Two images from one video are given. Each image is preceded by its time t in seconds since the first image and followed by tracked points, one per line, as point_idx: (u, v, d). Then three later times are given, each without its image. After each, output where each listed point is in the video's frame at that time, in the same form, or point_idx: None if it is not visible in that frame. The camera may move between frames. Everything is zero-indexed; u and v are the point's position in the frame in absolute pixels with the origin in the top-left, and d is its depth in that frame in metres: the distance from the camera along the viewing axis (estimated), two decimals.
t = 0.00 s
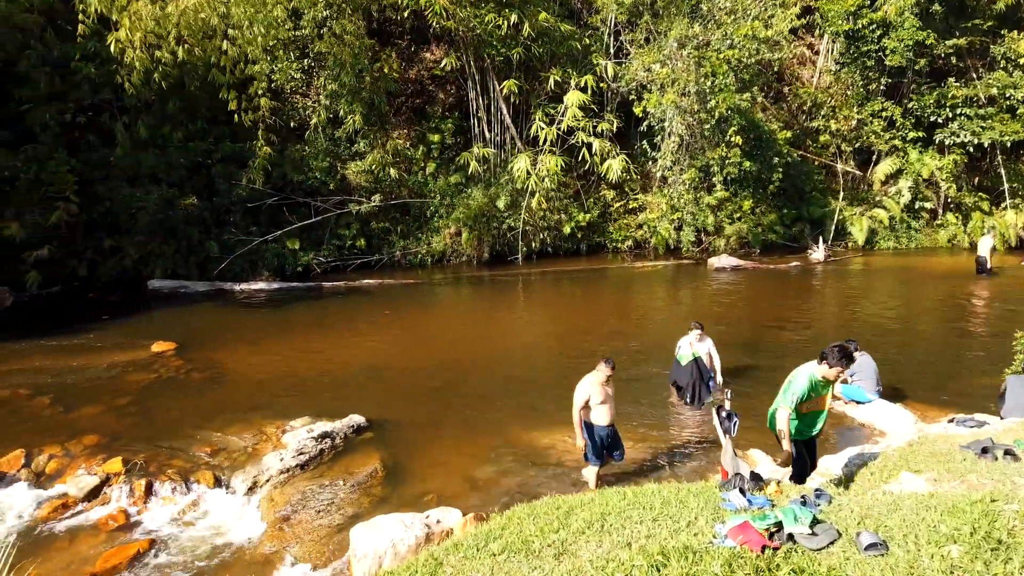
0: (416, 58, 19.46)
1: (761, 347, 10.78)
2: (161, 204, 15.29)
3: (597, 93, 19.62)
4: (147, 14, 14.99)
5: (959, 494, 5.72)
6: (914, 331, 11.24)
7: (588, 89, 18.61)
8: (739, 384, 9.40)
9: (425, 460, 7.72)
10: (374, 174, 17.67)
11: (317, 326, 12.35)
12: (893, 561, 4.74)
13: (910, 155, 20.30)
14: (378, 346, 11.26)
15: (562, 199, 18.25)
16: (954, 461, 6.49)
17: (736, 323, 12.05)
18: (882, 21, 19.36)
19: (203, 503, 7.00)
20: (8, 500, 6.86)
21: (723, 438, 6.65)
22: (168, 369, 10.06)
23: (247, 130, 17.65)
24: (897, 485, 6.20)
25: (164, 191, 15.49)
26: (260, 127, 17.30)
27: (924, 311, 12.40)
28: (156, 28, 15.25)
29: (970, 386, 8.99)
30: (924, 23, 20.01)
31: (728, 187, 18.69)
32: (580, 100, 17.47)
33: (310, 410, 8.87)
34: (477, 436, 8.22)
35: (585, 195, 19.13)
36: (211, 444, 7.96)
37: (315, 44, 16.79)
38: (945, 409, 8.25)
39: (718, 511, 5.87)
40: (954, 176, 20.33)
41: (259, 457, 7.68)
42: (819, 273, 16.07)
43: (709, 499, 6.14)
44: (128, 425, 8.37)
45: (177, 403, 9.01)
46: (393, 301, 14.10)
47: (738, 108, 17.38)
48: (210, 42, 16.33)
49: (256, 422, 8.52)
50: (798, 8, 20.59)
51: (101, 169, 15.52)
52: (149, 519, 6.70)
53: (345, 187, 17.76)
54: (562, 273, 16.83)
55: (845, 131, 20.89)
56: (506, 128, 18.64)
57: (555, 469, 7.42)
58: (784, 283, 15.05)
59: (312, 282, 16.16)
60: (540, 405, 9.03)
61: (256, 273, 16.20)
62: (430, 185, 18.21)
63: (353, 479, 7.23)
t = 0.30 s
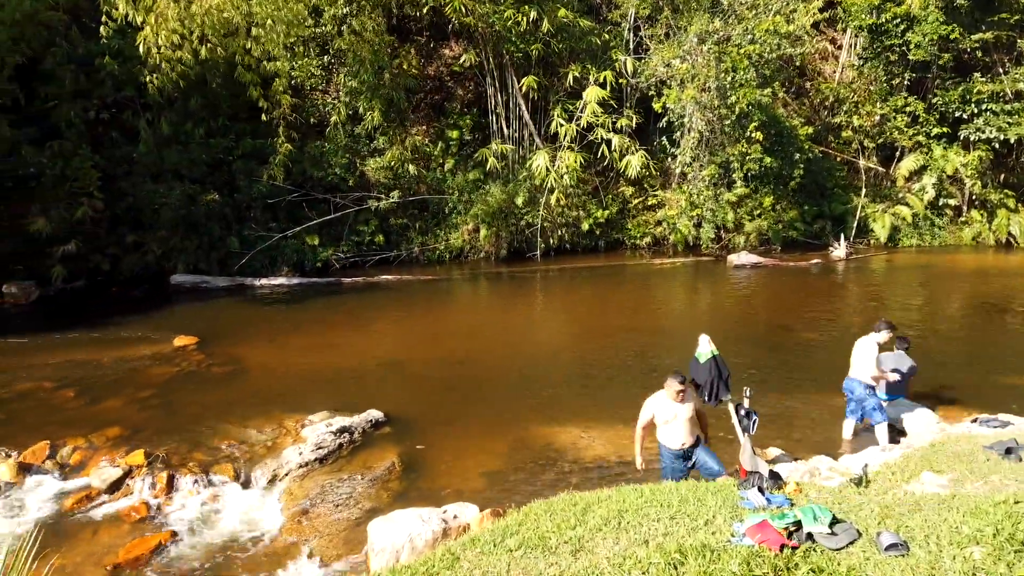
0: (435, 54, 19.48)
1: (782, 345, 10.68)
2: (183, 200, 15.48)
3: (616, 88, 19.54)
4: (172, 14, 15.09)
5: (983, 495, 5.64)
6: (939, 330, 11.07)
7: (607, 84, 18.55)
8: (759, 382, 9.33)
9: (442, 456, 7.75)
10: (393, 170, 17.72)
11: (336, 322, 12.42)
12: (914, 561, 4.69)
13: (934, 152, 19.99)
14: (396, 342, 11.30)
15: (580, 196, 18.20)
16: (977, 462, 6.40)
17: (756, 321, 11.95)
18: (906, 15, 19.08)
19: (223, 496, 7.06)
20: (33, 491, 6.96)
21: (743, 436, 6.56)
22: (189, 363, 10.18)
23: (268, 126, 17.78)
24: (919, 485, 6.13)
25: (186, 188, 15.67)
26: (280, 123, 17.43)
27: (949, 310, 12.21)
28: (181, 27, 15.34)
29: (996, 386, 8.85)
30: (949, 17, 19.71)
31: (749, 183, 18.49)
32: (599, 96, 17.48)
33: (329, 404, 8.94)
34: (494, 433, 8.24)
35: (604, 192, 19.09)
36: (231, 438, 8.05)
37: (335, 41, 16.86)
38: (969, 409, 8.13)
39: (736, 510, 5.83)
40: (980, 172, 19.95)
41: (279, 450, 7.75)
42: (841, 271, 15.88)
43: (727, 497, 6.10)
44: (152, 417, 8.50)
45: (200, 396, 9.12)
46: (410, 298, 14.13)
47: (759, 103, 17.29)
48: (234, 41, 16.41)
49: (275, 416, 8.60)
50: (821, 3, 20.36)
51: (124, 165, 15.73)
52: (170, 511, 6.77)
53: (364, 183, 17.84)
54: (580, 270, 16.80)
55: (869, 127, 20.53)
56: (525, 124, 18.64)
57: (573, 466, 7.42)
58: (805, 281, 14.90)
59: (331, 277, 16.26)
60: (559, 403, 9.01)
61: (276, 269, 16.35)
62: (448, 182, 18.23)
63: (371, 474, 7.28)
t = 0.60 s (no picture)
0: (455, 50, 19.47)
1: (803, 343, 10.59)
2: (204, 196, 15.64)
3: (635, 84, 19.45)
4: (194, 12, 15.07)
5: (1006, 496, 5.57)
6: (963, 329, 10.89)
7: (627, 80, 18.47)
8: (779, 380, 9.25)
9: (459, 451, 7.78)
10: (411, 166, 17.76)
11: (354, 317, 12.48)
12: (936, 562, 4.64)
13: (959, 148, 19.67)
14: (413, 338, 11.34)
15: (598, 192, 18.16)
16: (1000, 463, 6.31)
17: (777, 319, 11.85)
18: (932, 9, 18.77)
19: (242, 488, 7.13)
20: (58, 482, 7.08)
21: (761, 435, 6.52)
22: (210, 357, 10.28)
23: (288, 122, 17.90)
24: (940, 485, 6.05)
25: (207, 183, 15.83)
26: (299, 119, 17.53)
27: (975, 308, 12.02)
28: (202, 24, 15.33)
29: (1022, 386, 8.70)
30: (976, 11, 19.37)
31: (770, 179, 18.29)
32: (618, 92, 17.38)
33: (347, 399, 8.98)
34: (511, 429, 8.24)
35: (622, 188, 19.05)
36: (251, 432, 8.12)
37: (354, 37, 16.90)
38: (994, 410, 8.01)
39: (754, 508, 5.79)
40: (1007, 169, 19.59)
41: (298, 444, 7.82)
42: (863, 268, 15.71)
43: (745, 496, 6.06)
44: (175, 409, 8.62)
45: (221, 389, 9.23)
46: (428, 294, 14.16)
47: (781, 99, 17.15)
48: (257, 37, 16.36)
49: (294, 410, 8.66)
50: None
51: (146, 161, 15.92)
52: (191, 503, 6.85)
53: (383, 179, 17.89)
54: (598, 266, 16.77)
55: (892, 122, 20.13)
56: (543, 120, 18.65)
57: (591, 463, 7.41)
58: (826, 278, 14.74)
59: (351, 273, 16.36)
60: (578, 399, 9.00)
61: (296, 264, 16.48)
62: (467, 178, 18.24)
63: (389, 468, 7.32)
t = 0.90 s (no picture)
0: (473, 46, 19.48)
1: (824, 341, 10.50)
2: (225, 191, 15.79)
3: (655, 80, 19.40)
4: (214, 7, 15.32)
5: None
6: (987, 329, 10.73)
7: (646, 76, 18.41)
8: (799, 379, 9.18)
9: (476, 447, 7.80)
10: (429, 162, 17.81)
11: (370, 313, 12.53)
12: (957, 564, 4.58)
13: (985, 144, 19.35)
14: (431, 334, 11.37)
15: (617, 188, 18.12)
16: None
17: (797, 317, 11.75)
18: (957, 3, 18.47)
19: (261, 481, 7.20)
20: (81, 472, 7.18)
21: (779, 434, 6.41)
22: (230, 351, 10.39)
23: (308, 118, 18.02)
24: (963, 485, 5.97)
25: (227, 179, 15.97)
26: (319, 115, 17.66)
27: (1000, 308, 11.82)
28: (222, 21, 15.57)
29: None
30: (1003, 5, 19.06)
31: (790, 176, 18.11)
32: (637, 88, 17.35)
33: (366, 394, 9.04)
34: (528, 425, 8.24)
35: (641, 184, 19.01)
36: (269, 426, 8.19)
37: (374, 33, 16.96)
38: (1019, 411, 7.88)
39: (773, 507, 5.74)
40: None
41: (316, 439, 7.87)
42: (884, 266, 15.54)
43: (763, 494, 6.02)
44: (198, 402, 8.73)
45: (241, 383, 9.31)
46: (445, 290, 14.18)
47: (802, 95, 16.77)
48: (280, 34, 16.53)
49: (312, 405, 8.73)
50: None
51: (168, 157, 16.11)
52: (211, 496, 6.92)
53: (401, 175, 17.93)
54: (616, 263, 16.72)
55: (915, 119, 19.74)
56: (562, 116, 18.68)
57: (609, 460, 7.40)
58: (846, 276, 14.59)
59: (369, 268, 16.43)
60: (597, 396, 9.00)
61: (314, 259, 16.58)
62: (484, 174, 18.26)
63: (406, 463, 7.35)
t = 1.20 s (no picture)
0: (492, 41, 19.38)
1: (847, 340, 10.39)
2: (245, 187, 15.93)
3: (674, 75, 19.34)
4: (236, 6, 15.17)
5: None
6: (1014, 329, 10.54)
7: (665, 72, 18.36)
8: (820, 377, 9.10)
9: (493, 443, 7.82)
10: (448, 158, 17.85)
11: (388, 308, 12.59)
12: (980, 566, 4.52)
13: (1011, 141, 19.01)
14: (449, 330, 11.41)
15: (635, 185, 18.07)
16: None
17: (818, 314, 11.65)
18: None
19: (280, 475, 7.26)
20: (105, 465, 7.28)
21: (798, 432, 6.29)
22: (250, 346, 10.50)
23: (328, 115, 18.13)
24: (987, 486, 5.88)
25: (248, 175, 16.12)
26: (339, 112, 17.78)
27: None
28: (245, 19, 15.46)
29: None
30: None
31: (812, 173, 17.93)
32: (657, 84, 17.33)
33: (385, 389, 9.10)
34: (546, 422, 8.25)
35: (660, 181, 18.96)
36: (289, 420, 8.27)
37: (393, 30, 17.03)
38: None
39: (792, 507, 5.69)
40: None
41: (334, 433, 7.94)
42: (907, 264, 15.35)
43: (781, 493, 5.96)
44: (219, 396, 8.84)
45: (261, 377, 9.40)
46: (463, 286, 14.22)
47: (825, 91, 16.53)
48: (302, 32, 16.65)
49: (332, 399, 8.80)
50: None
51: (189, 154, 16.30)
52: (230, 489, 6.99)
53: (420, 171, 17.98)
54: (634, 260, 16.66)
55: (941, 114, 19.73)
56: (581, 113, 18.71)
57: (627, 457, 7.38)
58: (867, 274, 14.43)
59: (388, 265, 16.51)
60: (616, 393, 8.97)
61: (333, 255, 16.68)
62: (503, 170, 18.30)
63: (423, 459, 7.38)
